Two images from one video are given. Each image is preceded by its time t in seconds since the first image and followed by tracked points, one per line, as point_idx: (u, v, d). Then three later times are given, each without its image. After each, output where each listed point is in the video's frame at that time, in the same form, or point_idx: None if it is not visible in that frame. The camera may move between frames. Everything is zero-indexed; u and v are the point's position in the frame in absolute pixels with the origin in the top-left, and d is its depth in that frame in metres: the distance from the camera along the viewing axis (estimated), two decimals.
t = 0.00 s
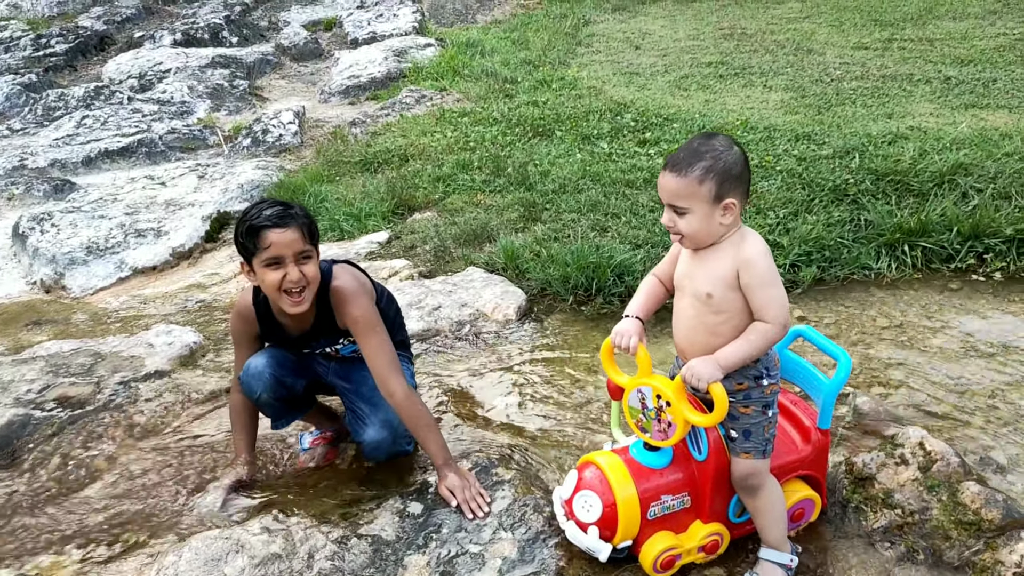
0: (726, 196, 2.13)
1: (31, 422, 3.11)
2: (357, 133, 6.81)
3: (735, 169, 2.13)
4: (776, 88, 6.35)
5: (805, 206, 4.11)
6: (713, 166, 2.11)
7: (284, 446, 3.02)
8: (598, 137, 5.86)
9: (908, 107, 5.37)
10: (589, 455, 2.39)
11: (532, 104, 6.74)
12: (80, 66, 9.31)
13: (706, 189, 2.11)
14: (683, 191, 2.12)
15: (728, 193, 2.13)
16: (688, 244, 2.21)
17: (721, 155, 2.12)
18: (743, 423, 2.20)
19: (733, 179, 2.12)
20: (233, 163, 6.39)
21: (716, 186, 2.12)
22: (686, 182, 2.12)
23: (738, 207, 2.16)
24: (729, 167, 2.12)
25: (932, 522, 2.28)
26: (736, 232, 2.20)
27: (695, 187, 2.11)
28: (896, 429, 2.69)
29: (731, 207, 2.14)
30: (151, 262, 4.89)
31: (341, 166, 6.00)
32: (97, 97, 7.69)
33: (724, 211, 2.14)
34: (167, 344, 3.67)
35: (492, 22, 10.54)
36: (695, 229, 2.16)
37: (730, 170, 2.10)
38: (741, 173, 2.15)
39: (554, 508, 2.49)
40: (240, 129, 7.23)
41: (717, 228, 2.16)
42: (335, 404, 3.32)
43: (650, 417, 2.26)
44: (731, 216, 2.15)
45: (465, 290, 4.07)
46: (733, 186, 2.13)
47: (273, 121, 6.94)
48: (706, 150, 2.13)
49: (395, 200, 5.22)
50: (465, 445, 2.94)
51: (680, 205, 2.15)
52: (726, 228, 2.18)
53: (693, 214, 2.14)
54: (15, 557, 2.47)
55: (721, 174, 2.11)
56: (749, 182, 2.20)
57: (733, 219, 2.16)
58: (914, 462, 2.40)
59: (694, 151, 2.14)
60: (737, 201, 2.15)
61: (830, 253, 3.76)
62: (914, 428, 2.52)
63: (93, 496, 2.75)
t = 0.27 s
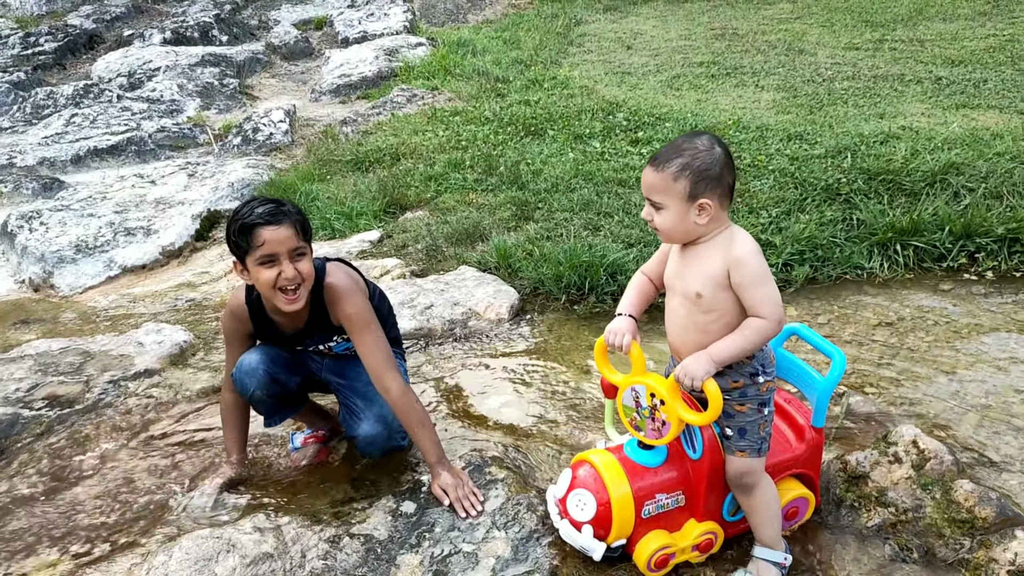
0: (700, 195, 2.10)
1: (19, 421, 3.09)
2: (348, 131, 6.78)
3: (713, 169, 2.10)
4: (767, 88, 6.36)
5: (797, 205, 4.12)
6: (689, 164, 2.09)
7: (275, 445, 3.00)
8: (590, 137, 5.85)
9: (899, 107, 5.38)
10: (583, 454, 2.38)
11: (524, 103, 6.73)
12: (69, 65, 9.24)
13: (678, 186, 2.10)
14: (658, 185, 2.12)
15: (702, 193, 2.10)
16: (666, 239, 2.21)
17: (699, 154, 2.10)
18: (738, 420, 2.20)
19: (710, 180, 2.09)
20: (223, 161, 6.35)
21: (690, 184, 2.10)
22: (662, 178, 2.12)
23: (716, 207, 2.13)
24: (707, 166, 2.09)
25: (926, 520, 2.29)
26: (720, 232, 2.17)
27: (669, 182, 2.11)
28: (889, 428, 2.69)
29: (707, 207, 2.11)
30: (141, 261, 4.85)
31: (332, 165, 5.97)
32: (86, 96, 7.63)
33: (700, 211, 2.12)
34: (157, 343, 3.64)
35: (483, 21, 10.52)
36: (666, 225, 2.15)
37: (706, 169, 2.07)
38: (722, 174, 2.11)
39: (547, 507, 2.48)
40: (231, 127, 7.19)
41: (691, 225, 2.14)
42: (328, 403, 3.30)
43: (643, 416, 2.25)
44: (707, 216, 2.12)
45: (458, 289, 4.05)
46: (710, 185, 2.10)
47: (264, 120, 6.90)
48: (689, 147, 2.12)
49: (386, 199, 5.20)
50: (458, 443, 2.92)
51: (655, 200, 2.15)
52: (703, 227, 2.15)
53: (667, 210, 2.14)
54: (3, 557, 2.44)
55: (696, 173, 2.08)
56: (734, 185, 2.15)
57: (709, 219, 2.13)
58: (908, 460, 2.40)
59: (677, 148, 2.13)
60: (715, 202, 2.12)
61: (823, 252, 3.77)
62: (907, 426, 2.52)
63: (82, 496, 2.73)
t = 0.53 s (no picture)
0: (695, 196, 2.10)
1: (11, 422, 3.08)
2: (341, 131, 6.76)
3: (709, 171, 2.10)
4: (761, 87, 6.37)
5: (791, 205, 4.13)
6: (685, 166, 2.09)
7: (269, 446, 2.99)
8: (584, 136, 5.85)
9: (892, 107, 5.40)
10: (579, 454, 2.38)
11: (517, 103, 6.72)
12: (60, 63, 9.19)
13: (674, 188, 2.10)
14: (652, 187, 2.12)
15: (697, 194, 2.10)
16: (659, 241, 2.21)
17: (695, 155, 2.10)
18: (733, 420, 2.20)
19: (705, 183, 2.10)
20: (216, 161, 6.33)
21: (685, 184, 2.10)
22: (657, 179, 2.12)
23: (711, 209, 2.13)
24: (702, 168, 2.10)
25: (921, 519, 2.29)
26: (715, 234, 2.17)
27: (664, 184, 2.10)
28: (884, 428, 2.69)
29: (701, 209, 2.11)
30: (134, 261, 4.83)
31: (325, 165, 5.96)
32: (78, 95, 7.58)
33: (694, 212, 2.12)
34: (150, 343, 3.63)
35: (476, 20, 10.51)
36: (661, 226, 2.15)
37: (702, 172, 2.08)
38: (717, 176, 2.12)
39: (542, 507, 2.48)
40: (223, 126, 7.17)
41: (686, 227, 2.14)
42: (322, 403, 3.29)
43: (639, 416, 2.26)
44: (701, 218, 2.12)
45: (452, 288, 4.05)
46: (705, 188, 2.10)
47: (256, 119, 6.87)
48: (683, 148, 2.12)
49: (380, 198, 5.19)
50: (452, 444, 2.92)
51: (650, 201, 2.15)
52: (697, 228, 2.15)
53: (661, 211, 2.14)
54: None
55: (691, 175, 2.09)
56: (728, 187, 2.16)
57: (704, 220, 2.13)
58: (902, 460, 2.42)
59: (671, 149, 2.13)
60: (709, 203, 2.12)
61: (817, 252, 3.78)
62: (902, 426, 2.55)
63: (75, 497, 2.71)
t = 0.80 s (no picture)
0: (693, 195, 2.11)
1: (7, 422, 3.08)
2: (337, 132, 6.76)
3: (708, 171, 2.11)
4: (755, 89, 6.39)
5: (786, 206, 4.14)
6: (684, 164, 2.10)
7: (266, 446, 2.99)
8: (579, 137, 5.86)
9: (885, 108, 5.43)
10: (576, 452, 2.39)
11: (513, 104, 6.73)
12: (55, 65, 9.17)
13: (673, 186, 2.11)
14: (651, 184, 2.13)
15: (696, 193, 2.11)
16: (657, 238, 2.22)
17: (695, 154, 2.11)
18: (728, 419, 2.21)
19: (704, 181, 2.11)
20: (212, 161, 6.33)
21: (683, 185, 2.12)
22: (656, 179, 2.13)
23: (709, 209, 2.14)
24: (701, 167, 2.11)
25: (915, 517, 2.31)
26: (713, 234, 2.18)
27: (663, 182, 2.11)
28: (879, 426, 2.71)
29: (699, 207, 2.12)
30: (130, 261, 4.83)
31: (321, 165, 5.96)
32: (73, 96, 7.57)
33: (692, 211, 2.13)
34: (146, 343, 3.63)
35: (472, 22, 10.53)
36: (659, 224, 2.16)
37: (701, 170, 2.09)
38: (716, 176, 2.13)
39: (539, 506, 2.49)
40: (218, 127, 7.16)
41: (684, 225, 2.15)
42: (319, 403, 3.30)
43: (635, 415, 2.24)
44: (699, 216, 2.14)
45: (448, 289, 4.06)
46: (703, 187, 2.11)
47: (252, 120, 6.87)
48: (682, 148, 2.13)
49: (376, 199, 5.19)
50: (449, 443, 2.92)
51: (648, 198, 2.16)
52: (695, 227, 2.16)
53: (660, 208, 2.15)
54: None
55: (690, 174, 2.10)
56: (727, 189, 2.17)
57: (701, 219, 2.14)
58: (897, 458, 2.44)
59: (670, 150, 2.14)
60: (707, 202, 2.13)
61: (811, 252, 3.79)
62: (897, 424, 2.56)
63: (72, 497, 2.71)
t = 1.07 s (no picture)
0: (686, 201, 2.12)
1: (4, 425, 3.07)
2: (333, 134, 6.76)
3: (701, 177, 2.11)
4: (751, 91, 6.41)
5: (781, 208, 4.16)
6: (677, 171, 2.11)
7: (264, 450, 2.99)
8: (575, 139, 5.87)
9: (880, 110, 5.45)
10: (572, 456, 2.40)
11: (509, 106, 6.74)
12: (50, 66, 9.15)
13: (666, 192, 2.12)
14: (646, 189, 2.15)
15: (689, 199, 2.12)
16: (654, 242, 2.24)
17: (686, 160, 2.12)
18: (724, 422, 2.22)
19: (696, 188, 2.11)
20: (208, 164, 6.32)
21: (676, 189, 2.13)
22: (650, 184, 2.14)
23: (703, 214, 2.15)
24: (694, 174, 2.11)
25: (911, 520, 2.32)
26: (710, 238, 2.19)
27: (656, 188, 2.13)
28: (874, 429, 2.72)
29: (692, 212, 2.13)
30: (126, 264, 4.82)
31: (317, 168, 5.96)
32: (68, 97, 7.55)
33: (685, 216, 2.14)
34: (143, 346, 3.63)
35: (467, 24, 10.54)
36: (654, 228, 2.18)
37: (692, 177, 2.09)
38: (709, 182, 2.13)
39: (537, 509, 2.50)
40: (215, 129, 7.16)
41: (678, 230, 2.16)
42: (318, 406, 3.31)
43: (632, 418, 2.26)
44: (693, 221, 2.14)
45: (445, 291, 4.06)
46: (696, 193, 2.12)
47: (248, 122, 6.87)
48: (677, 153, 2.14)
49: (373, 201, 5.19)
50: (447, 446, 2.93)
51: (644, 203, 2.17)
52: (690, 231, 2.17)
53: (654, 213, 2.16)
54: None
55: (683, 180, 2.11)
56: (723, 194, 2.17)
57: (695, 224, 2.15)
58: (892, 462, 2.47)
59: (666, 154, 2.15)
60: (700, 208, 2.13)
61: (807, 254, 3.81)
62: (893, 427, 2.59)
63: (69, 501, 2.71)
